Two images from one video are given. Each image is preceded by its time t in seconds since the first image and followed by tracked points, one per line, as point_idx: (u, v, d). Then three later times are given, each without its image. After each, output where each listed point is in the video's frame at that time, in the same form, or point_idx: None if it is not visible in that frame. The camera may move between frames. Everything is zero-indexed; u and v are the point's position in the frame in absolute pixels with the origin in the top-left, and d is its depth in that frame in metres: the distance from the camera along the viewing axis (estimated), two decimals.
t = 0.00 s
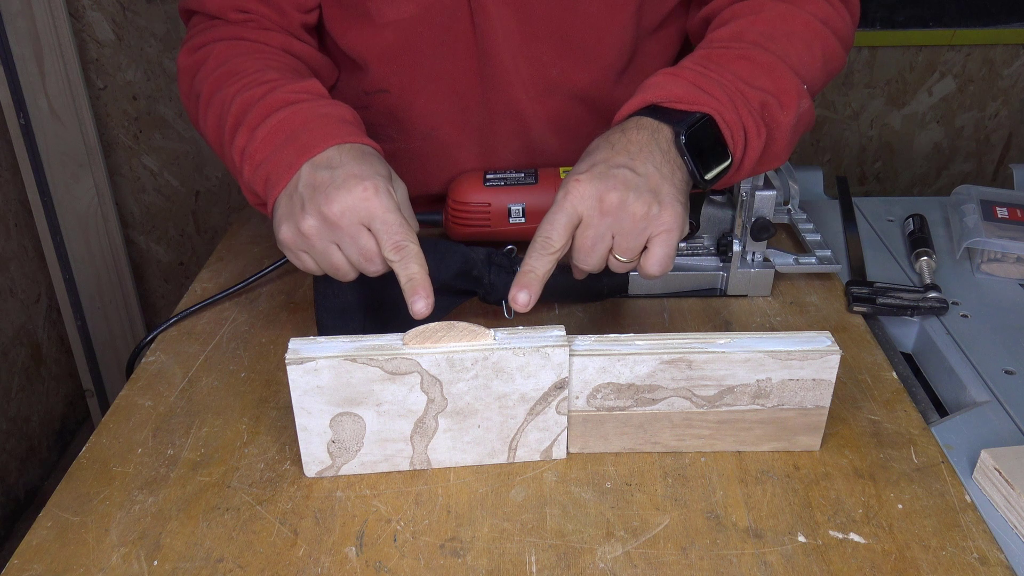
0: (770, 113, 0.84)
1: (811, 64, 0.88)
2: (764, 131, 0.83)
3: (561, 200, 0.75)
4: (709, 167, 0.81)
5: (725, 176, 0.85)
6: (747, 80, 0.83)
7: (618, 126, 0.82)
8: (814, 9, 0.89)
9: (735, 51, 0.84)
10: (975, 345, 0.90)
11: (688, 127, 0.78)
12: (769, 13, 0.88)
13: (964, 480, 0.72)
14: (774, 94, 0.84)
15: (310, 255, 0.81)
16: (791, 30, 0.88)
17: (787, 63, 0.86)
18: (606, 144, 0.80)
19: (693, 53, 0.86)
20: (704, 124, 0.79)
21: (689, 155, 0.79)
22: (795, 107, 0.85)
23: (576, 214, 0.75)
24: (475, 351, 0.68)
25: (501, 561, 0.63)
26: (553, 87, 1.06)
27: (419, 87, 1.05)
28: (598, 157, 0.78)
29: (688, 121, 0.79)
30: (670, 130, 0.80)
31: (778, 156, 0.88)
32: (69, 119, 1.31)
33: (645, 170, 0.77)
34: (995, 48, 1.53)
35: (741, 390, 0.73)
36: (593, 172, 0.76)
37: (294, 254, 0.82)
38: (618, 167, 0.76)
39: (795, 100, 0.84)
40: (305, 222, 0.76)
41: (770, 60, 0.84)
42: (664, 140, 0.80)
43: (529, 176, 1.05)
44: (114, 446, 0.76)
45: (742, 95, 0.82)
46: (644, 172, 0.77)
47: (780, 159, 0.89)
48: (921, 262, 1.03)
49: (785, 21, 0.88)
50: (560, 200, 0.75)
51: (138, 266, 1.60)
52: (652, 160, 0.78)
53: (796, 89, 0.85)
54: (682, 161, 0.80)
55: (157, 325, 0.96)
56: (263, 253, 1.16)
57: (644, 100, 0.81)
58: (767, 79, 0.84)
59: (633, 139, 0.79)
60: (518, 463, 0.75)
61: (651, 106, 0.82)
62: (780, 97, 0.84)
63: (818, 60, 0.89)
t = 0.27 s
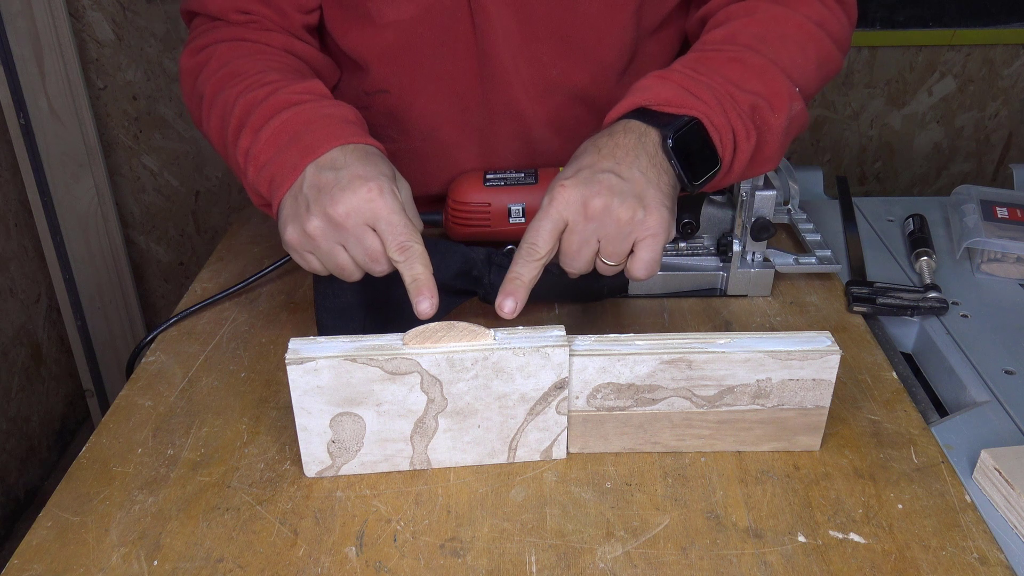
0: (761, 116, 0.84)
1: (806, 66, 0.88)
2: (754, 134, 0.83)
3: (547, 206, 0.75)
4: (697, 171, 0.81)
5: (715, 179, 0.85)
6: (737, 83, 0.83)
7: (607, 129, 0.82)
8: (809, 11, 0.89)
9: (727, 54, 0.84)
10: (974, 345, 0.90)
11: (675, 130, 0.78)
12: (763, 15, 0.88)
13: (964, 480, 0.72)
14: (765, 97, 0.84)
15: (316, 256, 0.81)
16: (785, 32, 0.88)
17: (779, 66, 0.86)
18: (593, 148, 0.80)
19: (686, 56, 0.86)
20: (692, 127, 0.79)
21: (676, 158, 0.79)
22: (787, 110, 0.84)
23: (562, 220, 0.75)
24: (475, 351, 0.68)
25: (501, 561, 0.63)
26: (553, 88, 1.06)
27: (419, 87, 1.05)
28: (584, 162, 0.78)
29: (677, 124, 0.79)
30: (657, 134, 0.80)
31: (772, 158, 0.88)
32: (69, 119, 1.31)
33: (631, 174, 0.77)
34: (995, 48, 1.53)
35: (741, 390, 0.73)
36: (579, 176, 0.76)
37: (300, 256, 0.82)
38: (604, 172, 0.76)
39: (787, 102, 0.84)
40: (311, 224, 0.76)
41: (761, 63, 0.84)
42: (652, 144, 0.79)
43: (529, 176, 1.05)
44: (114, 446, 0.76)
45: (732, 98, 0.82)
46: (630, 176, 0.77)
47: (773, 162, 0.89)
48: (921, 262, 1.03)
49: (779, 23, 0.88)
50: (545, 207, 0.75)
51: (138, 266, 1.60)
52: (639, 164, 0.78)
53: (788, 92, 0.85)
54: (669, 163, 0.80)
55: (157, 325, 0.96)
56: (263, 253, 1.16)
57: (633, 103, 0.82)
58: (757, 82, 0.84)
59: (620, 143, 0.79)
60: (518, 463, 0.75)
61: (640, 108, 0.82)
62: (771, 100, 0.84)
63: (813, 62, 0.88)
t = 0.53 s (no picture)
0: (764, 112, 0.84)
1: (808, 64, 0.88)
2: (757, 130, 0.83)
3: (548, 201, 0.75)
4: (698, 167, 0.81)
5: (718, 175, 0.85)
6: (740, 79, 0.83)
7: (609, 125, 0.82)
8: (811, 9, 0.89)
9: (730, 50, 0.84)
10: (974, 345, 0.90)
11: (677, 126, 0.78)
12: (767, 13, 0.88)
13: (964, 480, 0.72)
14: (767, 94, 0.84)
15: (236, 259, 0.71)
16: (787, 30, 0.88)
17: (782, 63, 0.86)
18: (595, 144, 0.80)
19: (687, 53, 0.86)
20: (694, 123, 0.79)
21: (680, 153, 0.79)
22: (789, 106, 0.84)
23: (564, 215, 0.75)
24: (475, 351, 0.68)
25: (501, 561, 0.63)
26: (553, 88, 1.05)
27: (419, 89, 1.05)
28: (586, 157, 0.79)
29: (679, 119, 0.79)
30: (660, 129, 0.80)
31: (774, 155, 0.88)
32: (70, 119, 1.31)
33: (633, 169, 0.77)
34: (995, 48, 1.53)
35: (741, 390, 0.73)
36: (580, 172, 0.76)
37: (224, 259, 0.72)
38: (605, 168, 0.76)
39: (789, 100, 0.84)
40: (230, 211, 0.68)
41: (764, 60, 0.84)
42: (654, 139, 0.79)
43: (529, 176, 1.05)
44: (114, 446, 0.76)
45: (734, 94, 0.82)
46: (631, 171, 0.77)
47: (775, 160, 0.88)
48: (921, 262, 1.03)
49: (782, 21, 0.88)
50: (547, 201, 0.75)
51: (138, 266, 1.60)
52: (640, 159, 0.78)
53: (790, 89, 0.85)
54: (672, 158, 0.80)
55: (157, 325, 0.96)
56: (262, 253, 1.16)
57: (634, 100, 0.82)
58: (760, 78, 0.84)
59: (621, 138, 0.79)
60: (518, 463, 0.75)
61: (641, 104, 0.82)
62: (774, 96, 0.84)
63: (815, 61, 0.88)
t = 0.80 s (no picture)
0: (805, 98, 0.83)
1: (839, 47, 0.86)
2: (801, 115, 0.82)
3: (572, 206, 0.76)
4: (746, 157, 0.80)
5: (769, 166, 0.84)
6: (777, 67, 0.82)
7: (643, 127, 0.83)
8: None
9: (759, 41, 0.84)
10: (974, 345, 0.90)
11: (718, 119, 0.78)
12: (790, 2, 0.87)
13: (964, 480, 0.72)
14: (807, 79, 0.83)
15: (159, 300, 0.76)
16: (813, 16, 0.86)
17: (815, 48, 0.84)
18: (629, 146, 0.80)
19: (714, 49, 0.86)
20: (734, 115, 0.79)
21: (723, 145, 0.79)
22: (830, 89, 0.83)
23: (586, 220, 0.75)
24: (474, 351, 0.68)
25: (501, 561, 0.63)
26: (554, 90, 1.05)
27: (418, 90, 1.05)
28: (616, 161, 0.78)
29: (717, 111, 0.79)
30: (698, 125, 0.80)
31: (820, 141, 0.86)
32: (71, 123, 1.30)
33: (664, 170, 0.76)
34: (995, 48, 1.53)
35: (741, 390, 0.73)
36: (609, 176, 0.76)
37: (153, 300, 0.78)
38: (633, 171, 0.76)
39: (829, 81, 0.83)
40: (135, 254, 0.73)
41: (797, 45, 0.83)
42: (690, 135, 0.79)
43: (529, 176, 1.05)
44: (114, 446, 0.76)
45: (773, 82, 0.81)
46: (662, 173, 0.76)
47: (818, 148, 0.88)
48: (921, 262, 1.03)
49: (807, 8, 0.87)
50: (571, 206, 0.76)
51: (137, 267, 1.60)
52: (673, 159, 0.77)
53: (828, 72, 0.83)
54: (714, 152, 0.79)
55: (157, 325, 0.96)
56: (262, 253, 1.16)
57: (670, 99, 0.82)
58: (796, 64, 0.83)
59: (655, 138, 0.79)
60: (518, 463, 0.75)
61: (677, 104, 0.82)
62: (812, 81, 0.83)
63: (845, 44, 0.87)
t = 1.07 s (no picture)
0: (799, 101, 0.82)
1: (836, 51, 0.86)
2: (795, 118, 0.81)
3: (561, 210, 0.76)
4: (739, 159, 0.81)
5: (764, 169, 0.84)
6: (771, 70, 0.82)
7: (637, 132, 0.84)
8: None
9: (753, 45, 0.83)
10: (974, 345, 0.90)
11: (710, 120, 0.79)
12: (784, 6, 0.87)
13: (963, 480, 0.72)
14: (801, 82, 0.82)
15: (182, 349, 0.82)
16: (811, 19, 0.86)
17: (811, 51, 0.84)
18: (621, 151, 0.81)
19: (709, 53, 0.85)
20: (727, 116, 0.79)
21: (714, 145, 0.80)
22: (825, 92, 0.83)
23: (576, 224, 0.76)
24: (475, 351, 0.68)
25: (501, 561, 0.63)
26: (554, 91, 1.06)
27: (419, 91, 1.05)
28: (607, 166, 0.80)
29: (709, 114, 0.80)
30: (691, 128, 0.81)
31: (814, 146, 0.86)
32: (70, 120, 1.30)
33: (654, 172, 0.77)
34: (994, 48, 1.53)
35: (741, 390, 0.73)
36: (599, 180, 0.77)
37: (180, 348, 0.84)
38: (622, 176, 0.77)
39: (824, 84, 0.83)
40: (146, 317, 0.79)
41: (791, 48, 0.83)
42: (682, 137, 0.81)
43: (529, 176, 1.05)
44: (114, 445, 0.76)
45: (766, 85, 0.80)
46: (651, 177, 0.77)
47: (814, 152, 0.87)
48: (921, 262, 1.03)
49: (805, 11, 0.86)
50: (560, 211, 0.76)
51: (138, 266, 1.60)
52: (663, 162, 0.78)
53: (823, 76, 0.83)
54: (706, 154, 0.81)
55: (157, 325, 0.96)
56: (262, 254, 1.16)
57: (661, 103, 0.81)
58: (791, 67, 0.82)
59: (646, 141, 0.80)
60: (518, 463, 0.75)
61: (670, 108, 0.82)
62: (807, 84, 0.82)
63: (842, 48, 0.87)
